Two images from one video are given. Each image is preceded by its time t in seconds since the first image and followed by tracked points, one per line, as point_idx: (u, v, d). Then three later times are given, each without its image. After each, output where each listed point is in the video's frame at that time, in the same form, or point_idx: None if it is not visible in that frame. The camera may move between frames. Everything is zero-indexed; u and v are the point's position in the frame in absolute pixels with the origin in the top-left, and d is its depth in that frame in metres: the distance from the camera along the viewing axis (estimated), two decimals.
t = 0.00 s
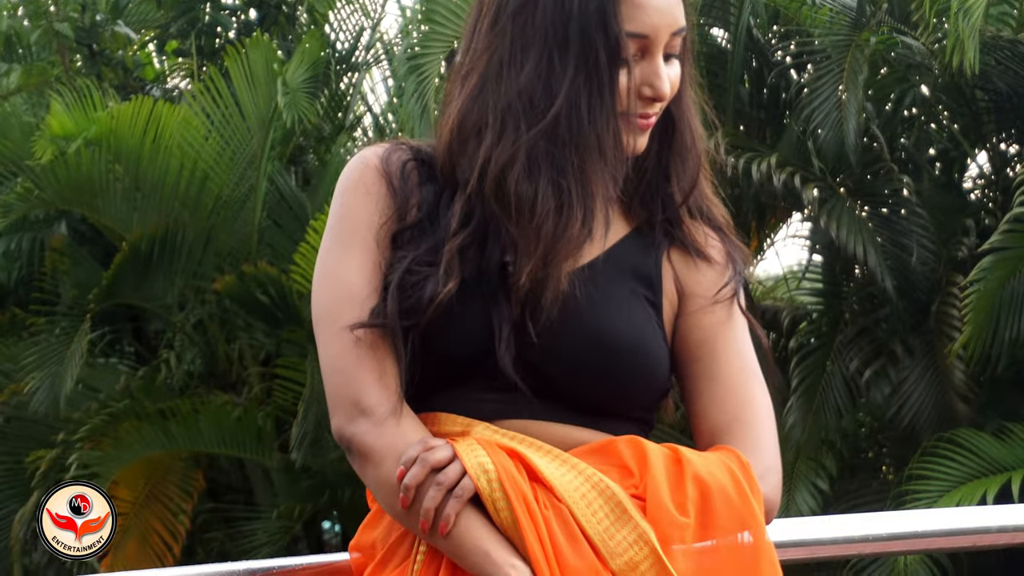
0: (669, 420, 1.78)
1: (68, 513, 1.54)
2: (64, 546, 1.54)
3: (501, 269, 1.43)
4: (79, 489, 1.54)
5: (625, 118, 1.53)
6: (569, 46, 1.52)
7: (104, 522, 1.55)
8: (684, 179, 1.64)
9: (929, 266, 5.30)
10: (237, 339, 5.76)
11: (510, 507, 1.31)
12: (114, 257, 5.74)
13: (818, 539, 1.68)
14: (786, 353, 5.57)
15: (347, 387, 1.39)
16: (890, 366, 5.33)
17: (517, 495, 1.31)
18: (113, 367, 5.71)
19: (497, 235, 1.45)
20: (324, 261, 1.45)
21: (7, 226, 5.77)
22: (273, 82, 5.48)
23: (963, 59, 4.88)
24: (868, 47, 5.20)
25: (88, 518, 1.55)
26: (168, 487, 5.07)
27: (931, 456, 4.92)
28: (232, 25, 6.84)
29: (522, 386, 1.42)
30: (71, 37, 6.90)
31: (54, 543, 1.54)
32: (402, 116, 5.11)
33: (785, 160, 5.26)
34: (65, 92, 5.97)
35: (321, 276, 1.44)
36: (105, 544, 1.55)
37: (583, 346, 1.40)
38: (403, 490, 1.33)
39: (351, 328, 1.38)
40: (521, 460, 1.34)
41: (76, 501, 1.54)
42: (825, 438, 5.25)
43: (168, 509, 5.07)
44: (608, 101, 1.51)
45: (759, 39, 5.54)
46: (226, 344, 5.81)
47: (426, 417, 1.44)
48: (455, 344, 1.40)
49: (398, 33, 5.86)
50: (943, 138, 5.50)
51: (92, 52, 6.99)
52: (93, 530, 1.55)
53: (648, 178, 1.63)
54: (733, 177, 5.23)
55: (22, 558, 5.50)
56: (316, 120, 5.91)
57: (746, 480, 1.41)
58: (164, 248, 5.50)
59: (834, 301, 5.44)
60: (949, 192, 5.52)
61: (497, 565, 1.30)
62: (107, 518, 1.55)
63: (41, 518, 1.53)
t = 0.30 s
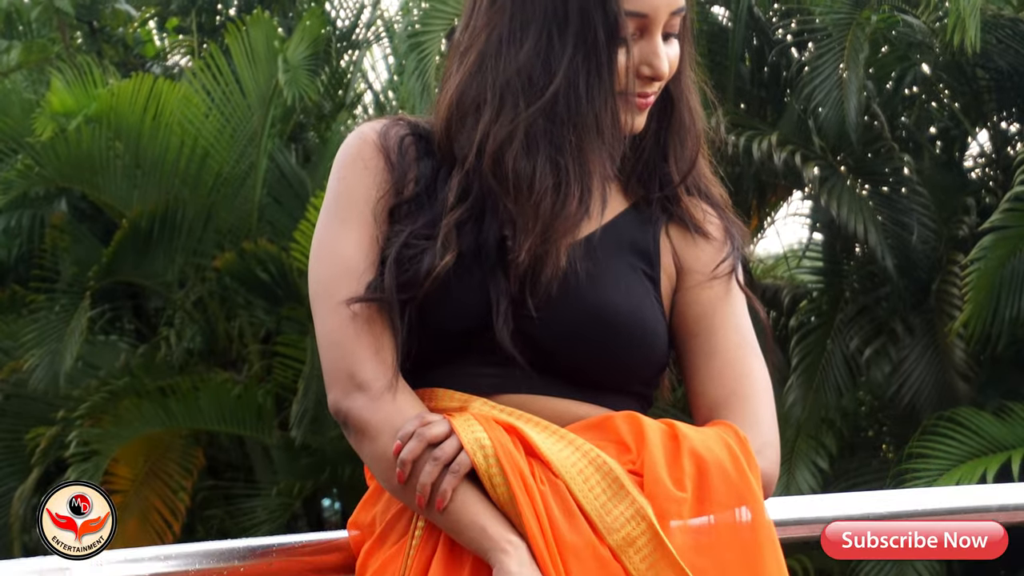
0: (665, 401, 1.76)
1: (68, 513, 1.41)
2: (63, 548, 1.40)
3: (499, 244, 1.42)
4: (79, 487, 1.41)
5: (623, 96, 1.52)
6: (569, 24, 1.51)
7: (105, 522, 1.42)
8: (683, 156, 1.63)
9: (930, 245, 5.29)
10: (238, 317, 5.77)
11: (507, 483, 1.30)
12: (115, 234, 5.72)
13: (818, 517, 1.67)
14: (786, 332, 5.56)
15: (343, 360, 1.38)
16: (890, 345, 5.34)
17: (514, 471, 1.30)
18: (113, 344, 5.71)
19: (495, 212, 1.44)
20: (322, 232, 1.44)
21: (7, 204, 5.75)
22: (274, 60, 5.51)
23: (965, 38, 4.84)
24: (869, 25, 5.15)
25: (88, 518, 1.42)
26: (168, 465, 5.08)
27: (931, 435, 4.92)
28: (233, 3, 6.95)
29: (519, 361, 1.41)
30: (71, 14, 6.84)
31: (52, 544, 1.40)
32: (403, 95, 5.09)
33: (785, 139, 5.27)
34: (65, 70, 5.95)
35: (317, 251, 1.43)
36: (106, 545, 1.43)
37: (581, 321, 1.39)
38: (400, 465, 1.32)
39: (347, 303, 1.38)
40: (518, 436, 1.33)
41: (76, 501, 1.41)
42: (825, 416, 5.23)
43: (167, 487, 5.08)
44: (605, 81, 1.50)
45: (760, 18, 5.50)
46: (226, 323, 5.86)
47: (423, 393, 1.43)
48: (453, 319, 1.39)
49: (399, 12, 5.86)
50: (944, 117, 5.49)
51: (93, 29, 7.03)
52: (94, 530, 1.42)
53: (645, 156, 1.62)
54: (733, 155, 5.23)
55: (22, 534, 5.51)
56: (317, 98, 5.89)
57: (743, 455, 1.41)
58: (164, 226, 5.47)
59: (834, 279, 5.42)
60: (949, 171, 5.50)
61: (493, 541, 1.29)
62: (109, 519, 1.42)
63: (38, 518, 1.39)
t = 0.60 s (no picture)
0: (664, 379, 1.76)
1: (68, 513, 1.47)
2: (63, 547, 1.45)
3: (498, 223, 1.42)
4: (79, 487, 1.50)
5: (623, 74, 1.52)
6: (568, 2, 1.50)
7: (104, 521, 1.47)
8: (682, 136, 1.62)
9: (929, 225, 5.28)
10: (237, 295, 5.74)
11: (506, 461, 1.30)
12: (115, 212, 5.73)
13: (818, 497, 1.67)
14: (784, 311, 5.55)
15: (342, 339, 1.37)
16: (890, 325, 5.32)
17: (513, 448, 1.30)
18: (112, 322, 5.70)
19: (495, 191, 1.43)
20: (320, 211, 1.43)
21: (7, 182, 5.73)
22: (273, 38, 5.45)
23: (965, 19, 4.82)
24: (869, 5, 5.10)
25: (88, 518, 1.47)
26: (167, 443, 5.09)
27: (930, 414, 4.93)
28: None
29: (519, 338, 1.40)
30: None
31: (52, 544, 1.45)
32: (403, 72, 5.08)
33: (785, 118, 5.24)
34: (65, 48, 5.92)
35: (315, 230, 1.42)
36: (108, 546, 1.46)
37: (581, 299, 1.39)
38: (399, 443, 1.31)
39: (346, 282, 1.37)
40: (518, 414, 1.33)
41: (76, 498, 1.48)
42: (825, 395, 5.20)
43: (166, 465, 5.08)
44: (605, 60, 1.49)
45: None
46: (226, 301, 5.83)
47: (422, 371, 1.43)
48: (452, 297, 1.39)
49: None
50: (944, 97, 5.49)
51: (92, 8, 6.99)
52: (94, 529, 1.46)
53: (645, 135, 1.61)
54: (732, 134, 5.21)
55: (21, 512, 5.51)
56: (315, 77, 5.86)
57: (743, 433, 1.41)
58: (163, 204, 5.46)
59: (834, 258, 5.44)
60: (949, 150, 5.50)
61: (492, 519, 1.28)
62: (110, 518, 1.48)
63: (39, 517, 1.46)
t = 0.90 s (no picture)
0: (662, 353, 1.75)
1: (67, 513, 1.48)
2: (63, 547, 1.47)
3: (497, 196, 1.41)
4: (78, 486, 1.48)
5: (622, 47, 1.50)
6: None
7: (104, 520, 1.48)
8: (682, 110, 1.61)
9: (928, 198, 5.27)
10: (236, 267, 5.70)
11: (501, 434, 1.29)
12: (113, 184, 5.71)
13: (817, 470, 1.67)
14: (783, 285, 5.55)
15: (339, 312, 1.36)
16: (889, 299, 5.32)
17: (508, 421, 1.29)
18: (111, 294, 5.68)
19: (493, 164, 1.42)
20: (319, 185, 1.42)
21: (6, 153, 5.71)
22: (272, 9, 5.41)
23: None
24: None
25: (88, 518, 1.48)
26: (166, 415, 5.09)
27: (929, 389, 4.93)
28: None
29: (516, 312, 1.39)
30: None
31: (52, 544, 1.48)
32: (402, 45, 5.05)
33: (785, 92, 5.21)
34: (64, 19, 5.88)
35: (314, 202, 1.41)
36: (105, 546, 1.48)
37: (578, 272, 1.38)
38: (394, 416, 1.31)
39: (343, 254, 1.36)
40: (514, 387, 1.32)
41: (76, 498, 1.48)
42: (823, 368, 5.19)
43: (165, 437, 5.10)
44: (603, 32, 1.48)
45: None
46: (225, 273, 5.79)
47: (418, 344, 1.42)
48: (448, 271, 1.38)
49: None
50: (944, 71, 5.46)
51: None
52: (94, 529, 1.48)
53: (645, 109, 1.60)
54: (732, 107, 5.20)
55: (21, 484, 5.52)
56: (314, 49, 5.81)
57: (739, 408, 1.40)
58: (163, 176, 5.45)
59: (833, 232, 5.44)
60: (948, 125, 5.48)
61: (486, 492, 1.28)
62: (110, 518, 1.48)
63: (37, 518, 1.47)
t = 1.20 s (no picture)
0: (662, 328, 1.74)
1: (68, 513, 1.47)
2: (63, 546, 1.49)
3: (494, 171, 1.40)
4: (79, 489, 1.45)
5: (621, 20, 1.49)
6: None
7: (104, 522, 1.48)
8: (682, 85, 1.60)
9: (928, 172, 5.26)
10: (235, 240, 5.61)
11: (497, 407, 1.29)
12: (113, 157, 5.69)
13: (814, 444, 1.67)
14: (784, 259, 5.55)
15: (336, 287, 1.36)
16: (888, 272, 5.31)
17: (504, 395, 1.29)
18: (111, 267, 5.67)
19: (491, 139, 1.41)
20: (317, 160, 1.41)
21: (7, 127, 5.70)
22: None
23: None
24: None
25: (88, 518, 1.48)
26: (165, 388, 5.09)
27: (928, 361, 4.93)
28: None
29: (513, 286, 1.39)
30: None
31: (52, 542, 1.48)
32: (402, 19, 5.01)
33: (785, 66, 5.19)
34: None
35: (311, 178, 1.40)
36: (105, 541, 1.51)
37: (576, 246, 1.37)
38: (390, 390, 1.30)
39: (341, 229, 1.36)
40: (510, 361, 1.32)
41: (76, 501, 1.46)
42: (822, 343, 5.16)
43: (165, 410, 5.07)
44: (602, 6, 1.47)
45: None
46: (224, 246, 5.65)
47: (416, 319, 1.41)
48: (445, 245, 1.37)
49: None
50: (944, 46, 5.44)
51: None
52: (94, 529, 1.48)
53: (645, 84, 1.58)
54: (730, 82, 5.22)
55: (20, 456, 5.53)
56: (314, 22, 5.76)
57: (736, 382, 1.40)
58: (162, 150, 5.46)
59: (833, 206, 5.43)
60: (949, 99, 5.46)
61: (482, 467, 1.27)
62: (109, 518, 1.48)
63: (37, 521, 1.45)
